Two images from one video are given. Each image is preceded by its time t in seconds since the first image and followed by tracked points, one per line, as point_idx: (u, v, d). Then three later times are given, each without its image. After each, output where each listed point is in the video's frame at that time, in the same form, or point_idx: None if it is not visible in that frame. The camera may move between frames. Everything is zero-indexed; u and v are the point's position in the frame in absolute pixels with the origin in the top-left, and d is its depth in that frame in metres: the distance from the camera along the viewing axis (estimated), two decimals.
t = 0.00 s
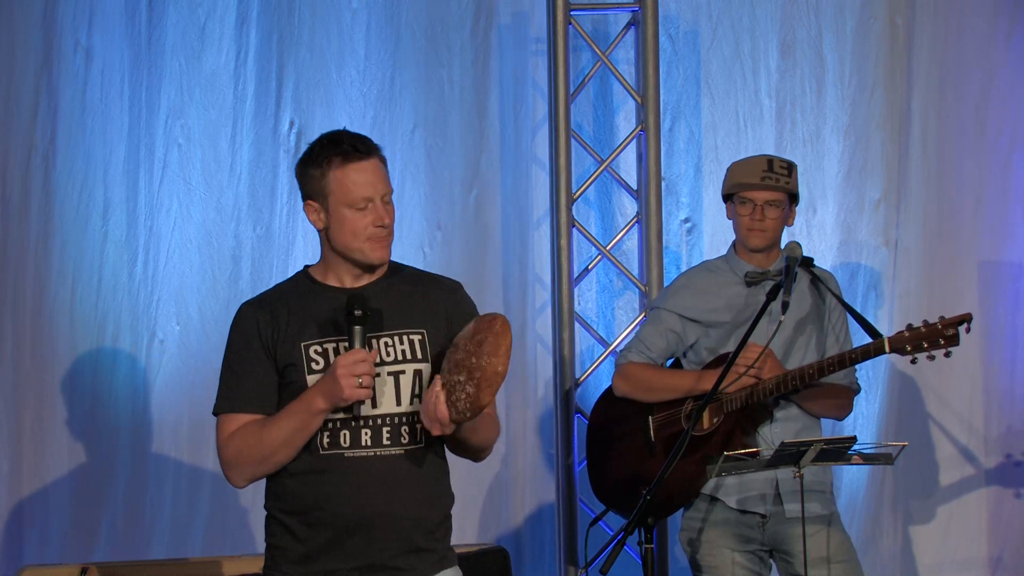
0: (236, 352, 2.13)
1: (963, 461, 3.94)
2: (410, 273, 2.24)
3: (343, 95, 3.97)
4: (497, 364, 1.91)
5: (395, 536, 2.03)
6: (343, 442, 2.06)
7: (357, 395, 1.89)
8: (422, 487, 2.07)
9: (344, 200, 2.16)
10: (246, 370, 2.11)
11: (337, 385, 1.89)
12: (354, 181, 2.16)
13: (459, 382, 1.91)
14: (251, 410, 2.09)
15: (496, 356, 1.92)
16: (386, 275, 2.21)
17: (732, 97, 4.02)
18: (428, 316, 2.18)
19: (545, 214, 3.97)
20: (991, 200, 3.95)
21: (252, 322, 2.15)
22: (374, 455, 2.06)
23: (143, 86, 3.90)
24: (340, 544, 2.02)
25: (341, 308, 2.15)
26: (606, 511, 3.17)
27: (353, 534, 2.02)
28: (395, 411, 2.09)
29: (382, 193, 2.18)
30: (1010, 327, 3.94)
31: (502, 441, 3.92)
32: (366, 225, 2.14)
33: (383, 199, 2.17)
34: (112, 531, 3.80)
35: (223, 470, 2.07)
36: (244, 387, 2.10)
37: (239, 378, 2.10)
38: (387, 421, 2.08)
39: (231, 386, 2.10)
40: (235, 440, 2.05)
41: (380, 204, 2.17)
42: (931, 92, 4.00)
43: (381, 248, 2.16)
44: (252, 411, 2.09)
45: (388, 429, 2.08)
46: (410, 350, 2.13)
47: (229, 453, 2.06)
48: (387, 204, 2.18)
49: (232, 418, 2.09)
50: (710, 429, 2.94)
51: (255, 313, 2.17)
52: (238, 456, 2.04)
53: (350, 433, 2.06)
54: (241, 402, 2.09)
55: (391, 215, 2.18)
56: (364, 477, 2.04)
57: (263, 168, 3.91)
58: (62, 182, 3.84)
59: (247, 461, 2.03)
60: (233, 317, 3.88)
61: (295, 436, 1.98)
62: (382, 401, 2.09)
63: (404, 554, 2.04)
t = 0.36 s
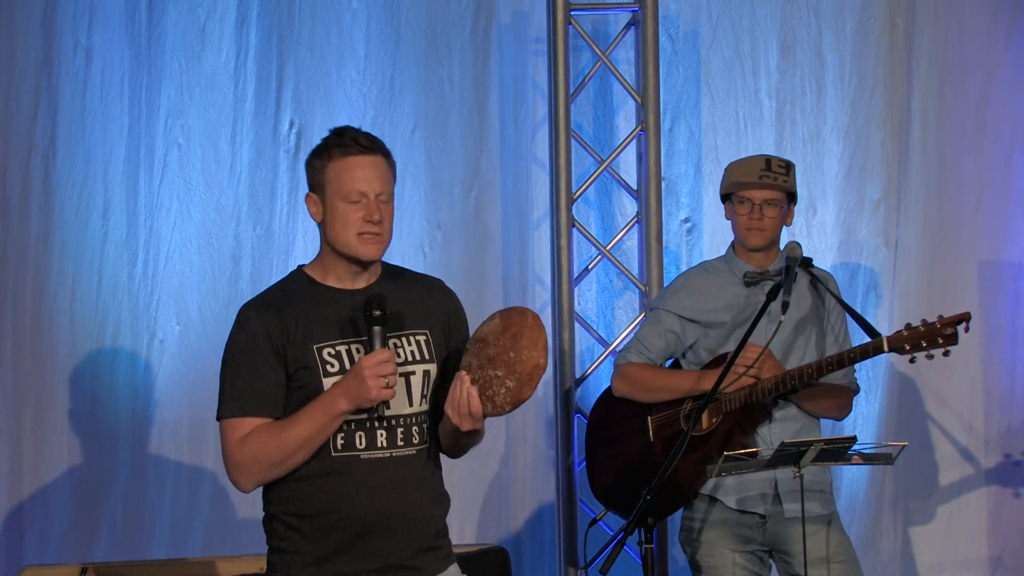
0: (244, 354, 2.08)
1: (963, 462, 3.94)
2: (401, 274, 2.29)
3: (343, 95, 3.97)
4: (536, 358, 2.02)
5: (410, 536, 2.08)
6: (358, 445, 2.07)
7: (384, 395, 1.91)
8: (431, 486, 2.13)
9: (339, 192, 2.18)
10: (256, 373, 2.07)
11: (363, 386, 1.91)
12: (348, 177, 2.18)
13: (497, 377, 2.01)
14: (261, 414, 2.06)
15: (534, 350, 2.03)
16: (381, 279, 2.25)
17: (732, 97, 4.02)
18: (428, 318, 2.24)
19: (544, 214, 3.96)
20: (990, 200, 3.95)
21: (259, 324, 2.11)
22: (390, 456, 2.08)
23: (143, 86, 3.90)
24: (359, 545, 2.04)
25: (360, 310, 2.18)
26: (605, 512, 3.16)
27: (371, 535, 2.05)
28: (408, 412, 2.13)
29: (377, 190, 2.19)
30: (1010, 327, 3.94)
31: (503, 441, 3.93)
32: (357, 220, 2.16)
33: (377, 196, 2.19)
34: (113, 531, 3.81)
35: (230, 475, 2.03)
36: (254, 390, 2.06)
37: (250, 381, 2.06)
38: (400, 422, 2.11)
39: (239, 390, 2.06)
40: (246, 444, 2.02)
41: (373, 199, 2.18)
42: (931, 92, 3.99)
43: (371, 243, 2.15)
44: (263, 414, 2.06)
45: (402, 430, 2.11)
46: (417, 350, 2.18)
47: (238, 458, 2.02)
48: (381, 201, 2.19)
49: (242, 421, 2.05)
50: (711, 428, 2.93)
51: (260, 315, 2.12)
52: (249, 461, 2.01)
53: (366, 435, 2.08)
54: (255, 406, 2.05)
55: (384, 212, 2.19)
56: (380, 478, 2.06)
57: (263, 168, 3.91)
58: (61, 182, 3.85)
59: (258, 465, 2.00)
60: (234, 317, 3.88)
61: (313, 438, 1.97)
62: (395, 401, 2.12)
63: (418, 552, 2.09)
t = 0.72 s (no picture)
0: (243, 353, 2.08)
1: (964, 462, 3.93)
2: (404, 273, 2.28)
3: (343, 95, 3.97)
4: (540, 332, 1.99)
5: (409, 536, 2.07)
6: (356, 444, 2.07)
7: (374, 391, 1.90)
8: (430, 486, 2.12)
9: (324, 192, 2.19)
10: (254, 372, 2.07)
11: (353, 382, 1.90)
12: (332, 177, 2.19)
13: (506, 361, 1.99)
14: (260, 412, 2.06)
15: (537, 325, 2.00)
16: (387, 277, 2.24)
17: (732, 97, 4.02)
18: (430, 317, 2.23)
19: (544, 214, 3.96)
20: (990, 201, 3.95)
21: (258, 322, 2.11)
22: (388, 456, 2.08)
23: (143, 86, 3.90)
24: (357, 546, 2.03)
25: (350, 310, 2.17)
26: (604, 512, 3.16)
27: (369, 535, 2.04)
28: (406, 412, 2.12)
29: (360, 187, 2.18)
30: (1010, 327, 3.94)
31: (503, 441, 3.93)
32: (338, 218, 2.16)
33: (359, 194, 2.17)
34: (113, 531, 3.81)
35: (229, 472, 2.03)
36: (253, 389, 2.07)
37: (249, 378, 2.07)
38: (399, 422, 2.11)
39: (238, 389, 2.07)
40: (242, 441, 2.02)
41: (354, 197, 2.17)
42: (931, 92, 3.99)
43: (355, 241, 2.15)
44: (261, 412, 2.06)
45: (400, 430, 2.10)
46: (416, 351, 2.18)
47: (237, 454, 2.02)
48: (363, 198, 2.18)
49: (240, 419, 2.06)
50: (711, 428, 2.93)
51: (260, 313, 2.13)
52: (246, 457, 2.01)
53: (363, 434, 2.08)
54: (252, 403, 2.06)
55: (367, 210, 2.18)
56: (378, 478, 2.06)
57: (263, 168, 3.91)
58: (61, 181, 3.84)
59: (255, 461, 2.00)
60: (234, 317, 3.88)
61: (308, 434, 1.98)
62: (393, 401, 2.12)
63: (417, 553, 2.08)
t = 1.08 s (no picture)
0: (241, 353, 2.09)
1: (964, 462, 3.93)
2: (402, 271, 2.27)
3: (343, 95, 3.97)
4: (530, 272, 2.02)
5: (409, 535, 2.07)
6: (353, 443, 2.07)
7: (364, 386, 1.90)
8: (431, 485, 2.11)
9: (328, 188, 2.19)
10: (252, 372, 2.08)
11: (342, 378, 1.90)
12: (338, 175, 2.18)
13: (502, 306, 1.98)
14: (257, 412, 2.07)
15: (526, 266, 2.03)
16: (386, 277, 2.24)
17: (732, 97, 4.02)
18: (429, 316, 2.23)
19: (545, 214, 3.96)
20: (990, 200, 3.95)
21: (255, 322, 2.12)
22: (386, 455, 2.08)
23: (143, 85, 3.90)
24: (356, 545, 2.03)
25: (339, 306, 2.16)
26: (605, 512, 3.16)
27: (368, 534, 2.04)
28: (403, 410, 2.12)
29: (362, 191, 2.17)
30: (1010, 327, 3.94)
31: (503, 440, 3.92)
32: (335, 217, 2.15)
33: (360, 197, 2.16)
34: (113, 532, 3.81)
35: (229, 473, 2.04)
36: (251, 389, 2.07)
37: (248, 378, 2.07)
38: (397, 421, 2.11)
39: (236, 389, 2.07)
40: (240, 441, 2.03)
41: (354, 200, 2.16)
42: (931, 92, 3.99)
43: (343, 242, 2.14)
44: (259, 412, 2.07)
45: (398, 428, 2.11)
46: (414, 349, 2.18)
47: (236, 456, 2.03)
48: (363, 202, 2.17)
49: (239, 419, 2.06)
50: (710, 429, 2.94)
51: (257, 313, 2.13)
52: (244, 458, 2.01)
53: (360, 433, 2.08)
54: (251, 403, 2.06)
55: (364, 214, 2.17)
56: (376, 477, 2.06)
57: (263, 169, 3.91)
58: (61, 181, 3.84)
59: (254, 462, 2.00)
60: (234, 317, 3.88)
61: (303, 433, 1.97)
62: (391, 400, 2.12)
63: (418, 552, 2.07)
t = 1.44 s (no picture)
0: (242, 354, 2.09)
1: (964, 462, 3.93)
2: (404, 272, 2.27)
3: (342, 95, 3.97)
4: (540, 285, 2.03)
5: (412, 535, 2.07)
6: (355, 443, 2.07)
7: (363, 386, 1.89)
8: (432, 485, 2.11)
9: (328, 188, 2.19)
10: (253, 372, 2.08)
11: (342, 378, 1.89)
12: (339, 175, 2.18)
13: (512, 319, 1.98)
14: (259, 413, 2.07)
15: (536, 280, 2.04)
16: (387, 276, 2.24)
17: (732, 97, 4.02)
18: (431, 316, 2.22)
19: (545, 214, 3.96)
20: (990, 200, 3.95)
21: (256, 323, 2.12)
22: (388, 455, 2.08)
23: (143, 85, 3.90)
24: (360, 545, 2.03)
25: (338, 307, 2.16)
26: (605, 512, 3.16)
27: (371, 534, 2.04)
28: (405, 410, 2.12)
29: (364, 189, 2.17)
30: (1010, 327, 3.94)
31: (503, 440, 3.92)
32: (337, 218, 2.16)
33: (362, 196, 2.16)
34: (113, 532, 3.80)
35: (230, 473, 2.04)
36: (252, 390, 2.07)
37: (248, 379, 2.08)
38: (399, 421, 2.11)
39: (238, 390, 2.07)
40: (242, 442, 2.03)
41: (356, 199, 2.16)
42: (931, 92, 3.99)
43: (349, 242, 2.14)
44: (259, 413, 2.07)
45: (400, 428, 2.10)
46: (415, 349, 2.17)
47: (238, 457, 2.03)
48: (365, 201, 2.17)
49: (240, 421, 2.07)
50: (711, 429, 2.94)
51: (259, 315, 2.13)
52: (245, 459, 2.01)
53: (362, 434, 2.08)
54: (252, 404, 2.07)
55: (367, 213, 2.17)
56: (379, 477, 2.06)
57: (263, 168, 3.91)
58: (61, 182, 3.84)
59: (255, 463, 2.00)
60: (233, 317, 3.88)
61: (303, 433, 1.97)
62: (392, 400, 2.12)
63: (420, 552, 2.07)
